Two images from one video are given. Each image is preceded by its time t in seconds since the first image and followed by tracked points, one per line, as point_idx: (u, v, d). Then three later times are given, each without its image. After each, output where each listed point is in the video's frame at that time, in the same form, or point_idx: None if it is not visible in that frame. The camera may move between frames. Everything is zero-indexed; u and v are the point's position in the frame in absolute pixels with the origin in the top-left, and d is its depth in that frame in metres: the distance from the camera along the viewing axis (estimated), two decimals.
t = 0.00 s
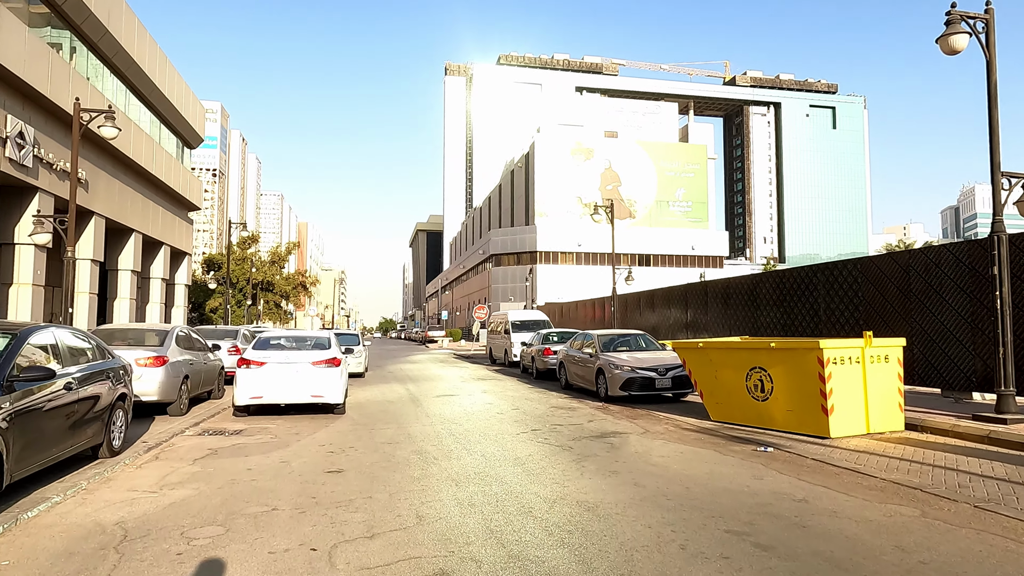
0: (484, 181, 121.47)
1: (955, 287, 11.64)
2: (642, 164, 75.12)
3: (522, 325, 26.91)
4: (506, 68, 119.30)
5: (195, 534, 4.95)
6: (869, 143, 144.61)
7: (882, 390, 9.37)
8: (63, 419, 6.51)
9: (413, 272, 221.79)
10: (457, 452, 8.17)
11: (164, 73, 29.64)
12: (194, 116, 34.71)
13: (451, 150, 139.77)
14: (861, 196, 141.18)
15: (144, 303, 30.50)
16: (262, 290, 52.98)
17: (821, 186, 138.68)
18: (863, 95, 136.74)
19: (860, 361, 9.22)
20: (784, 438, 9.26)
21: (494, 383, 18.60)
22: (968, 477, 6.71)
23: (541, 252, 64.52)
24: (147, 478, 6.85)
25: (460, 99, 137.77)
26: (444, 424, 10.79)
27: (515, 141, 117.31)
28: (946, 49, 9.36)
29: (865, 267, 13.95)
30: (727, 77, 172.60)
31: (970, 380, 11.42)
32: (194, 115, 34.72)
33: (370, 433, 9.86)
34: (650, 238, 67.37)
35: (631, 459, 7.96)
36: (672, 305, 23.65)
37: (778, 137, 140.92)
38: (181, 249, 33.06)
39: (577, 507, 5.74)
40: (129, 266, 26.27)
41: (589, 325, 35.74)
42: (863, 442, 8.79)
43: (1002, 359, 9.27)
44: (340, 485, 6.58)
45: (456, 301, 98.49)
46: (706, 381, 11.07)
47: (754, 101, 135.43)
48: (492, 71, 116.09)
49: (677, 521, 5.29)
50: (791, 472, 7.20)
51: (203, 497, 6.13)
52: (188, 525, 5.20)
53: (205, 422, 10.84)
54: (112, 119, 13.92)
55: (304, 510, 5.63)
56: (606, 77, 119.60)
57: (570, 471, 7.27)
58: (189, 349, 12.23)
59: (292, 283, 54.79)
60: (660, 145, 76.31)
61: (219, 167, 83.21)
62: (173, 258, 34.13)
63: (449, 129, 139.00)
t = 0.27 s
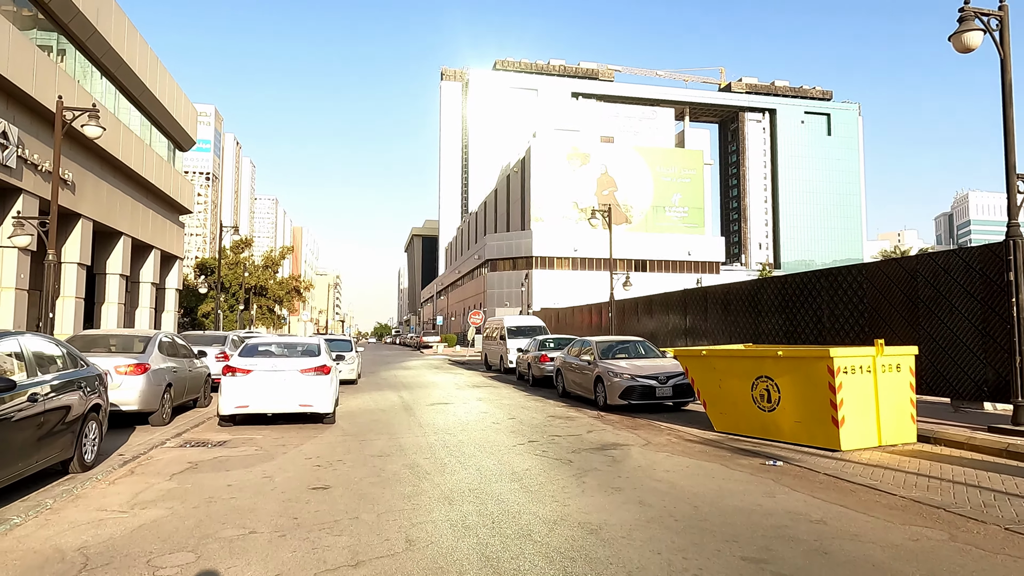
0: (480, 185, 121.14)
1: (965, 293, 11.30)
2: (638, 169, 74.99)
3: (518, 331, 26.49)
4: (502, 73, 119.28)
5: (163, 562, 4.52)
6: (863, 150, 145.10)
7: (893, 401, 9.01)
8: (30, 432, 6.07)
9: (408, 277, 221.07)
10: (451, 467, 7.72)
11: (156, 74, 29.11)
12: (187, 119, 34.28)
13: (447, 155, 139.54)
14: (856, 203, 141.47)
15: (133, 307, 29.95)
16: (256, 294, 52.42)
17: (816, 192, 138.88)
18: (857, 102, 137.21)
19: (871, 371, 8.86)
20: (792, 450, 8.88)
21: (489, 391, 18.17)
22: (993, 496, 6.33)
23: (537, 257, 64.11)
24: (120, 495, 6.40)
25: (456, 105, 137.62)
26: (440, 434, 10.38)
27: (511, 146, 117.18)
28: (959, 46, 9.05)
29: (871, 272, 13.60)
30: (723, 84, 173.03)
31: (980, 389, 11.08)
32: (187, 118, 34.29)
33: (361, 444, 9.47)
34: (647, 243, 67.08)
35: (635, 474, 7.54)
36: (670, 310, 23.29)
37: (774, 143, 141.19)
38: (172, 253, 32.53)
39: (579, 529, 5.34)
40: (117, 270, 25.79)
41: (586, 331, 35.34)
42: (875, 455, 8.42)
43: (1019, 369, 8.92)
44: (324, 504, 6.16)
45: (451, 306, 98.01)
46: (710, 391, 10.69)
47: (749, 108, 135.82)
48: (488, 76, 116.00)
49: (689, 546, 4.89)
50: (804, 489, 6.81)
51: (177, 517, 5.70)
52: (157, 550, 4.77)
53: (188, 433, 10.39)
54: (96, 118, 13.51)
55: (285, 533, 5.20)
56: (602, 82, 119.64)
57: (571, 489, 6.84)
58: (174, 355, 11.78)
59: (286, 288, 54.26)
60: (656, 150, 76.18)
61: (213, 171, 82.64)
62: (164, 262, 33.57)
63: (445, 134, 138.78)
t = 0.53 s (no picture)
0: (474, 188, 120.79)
1: (974, 295, 11.01)
2: (633, 172, 74.85)
3: (513, 334, 26.11)
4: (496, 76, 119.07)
5: None
6: (856, 154, 145.51)
7: (905, 407, 8.67)
8: None
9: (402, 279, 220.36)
10: (446, 478, 7.31)
11: (145, 72, 28.53)
12: (177, 119, 33.82)
13: (441, 157, 139.21)
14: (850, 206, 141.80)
15: (121, 309, 29.41)
16: (247, 296, 51.91)
17: (810, 195, 139.16)
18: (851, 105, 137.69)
19: (882, 376, 8.53)
20: (800, 459, 8.52)
21: (483, 395, 17.76)
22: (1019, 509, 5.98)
23: (532, 259, 63.77)
24: (89, 510, 5.96)
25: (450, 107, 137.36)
26: (433, 442, 9.97)
27: (505, 149, 116.90)
28: (972, 40, 8.74)
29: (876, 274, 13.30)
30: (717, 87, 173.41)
31: (990, 394, 10.75)
32: (177, 118, 33.82)
33: (351, 453, 9.05)
34: (642, 245, 66.82)
35: (639, 485, 7.16)
36: (668, 313, 22.96)
37: (767, 146, 141.49)
38: (161, 255, 31.99)
39: (582, 548, 4.95)
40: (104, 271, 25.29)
41: (581, 334, 35.01)
42: (888, 464, 8.08)
43: None
44: (309, 520, 5.74)
45: (445, 309, 97.57)
46: (713, 396, 10.34)
47: (743, 111, 136.05)
48: (482, 78, 115.76)
49: (704, 568, 4.51)
50: (818, 501, 6.44)
51: (149, 536, 5.27)
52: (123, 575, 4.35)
53: (170, 440, 9.97)
54: (77, 113, 13.09)
55: (264, 554, 4.79)
56: (597, 85, 119.62)
57: (573, 502, 6.45)
58: (156, 359, 11.36)
59: (278, 290, 53.76)
60: (651, 152, 76.07)
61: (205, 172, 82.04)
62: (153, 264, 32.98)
63: (440, 136, 138.49)
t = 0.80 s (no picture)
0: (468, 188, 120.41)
1: (985, 294, 10.71)
2: (628, 173, 74.68)
3: (507, 335, 25.74)
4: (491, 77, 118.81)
5: None
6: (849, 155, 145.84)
7: (918, 409, 8.34)
8: None
9: (396, 281, 219.65)
10: (441, 487, 6.93)
11: (133, 69, 27.96)
12: (167, 117, 33.29)
13: (435, 158, 138.83)
14: (843, 207, 142.14)
15: (109, 310, 28.89)
16: (239, 298, 51.40)
17: (803, 197, 139.42)
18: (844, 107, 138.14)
19: (895, 377, 8.20)
20: (811, 464, 8.18)
21: (479, 397, 17.38)
22: None
23: (526, 260, 63.40)
24: (56, 524, 5.54)
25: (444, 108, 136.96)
26: (428, 446, 9.58)
27: (499, 150, 116.57)
28: (986, 29, 8.43)
29: (881, 273, 12.99)
30: (712, 89, 173.77)
31: (1001, 396, 10.46)
32: (167, 116, 33.27)
33: (341, 459, 8.66)
34: (637, 246, 66.53)
35: (644, 493, 6.80)
36: (666, 314, 22.65)
37: (761, 148, 141.71)
38: (151, 255, 31.43)
39: (588, 565, 4.58)
40: (92, 271, 24.78)
41: (577, 334, 34.69)
42: (903, 469, 7.75)
43: None
44: (294, 533, 5.36)
45: (440, 310, 97.14)
46: (718, 399, 9.98)
47: (737, 112, 136.21)
48: (477, 79, 115.46)
49: None
50: (834, 510, 6.10)
51: (118, 554, 4.85)
52: None
53: (152, 445, 9.55)
54: (59, 105, 12.63)
55: (244, 573, 4.40)
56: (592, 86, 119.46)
57: (576, 512, 6.07)
58: (140, 360, 10.94)
59: (271, 291, 53.25)
60: (646, 153, 75.91)
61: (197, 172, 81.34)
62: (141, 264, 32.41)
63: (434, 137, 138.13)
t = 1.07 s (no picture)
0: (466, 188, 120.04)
1: (1000, 293, 10.41)
2: (626, 173, 74.41)
3: (506, 335, 25.39)
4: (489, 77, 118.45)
5: None
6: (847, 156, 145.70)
7: (936, 413, 8.01)
8: None
9: (394, 281, 219.22)
10: (438, 495, 6.57)
11: (127, 66, 27.59)
12: (163, 115, 32.91)
13: (433, 158, 138.46)
14: (841, 208, 142.09)
15: (102, 309, 28.48)
16: (236, 297, 50.97)
17: (802, 198, 139.27)
18: (842, 108, 138.07)
19: (912, 380, 7.87)
20: (825, 470, 7.84)
21: (477, 399, 17.04)
22: None
23: (525, 260, 63.06)
24: (27, 536, 5.18)
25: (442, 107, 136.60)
26: (425, 451, 9.24)
27: (497, 149, 116.25)
28: (1006, 18, 8.11)
29: (890, 273, 12.67)
30: (710, 90, 173.70)
31: (1017, 399, 10.16)
32: (163, 114, 32.90)
33: (334, 464, 8.30)
34: (636, 246, 66.22)
35: (652, 502, 6.45)
36: (667, 314, 22.31)
37: (759, 149, 141.57)
38: (144, 254, 31.04)
39: None
40: (83, 270, 24.41)
41: (576, 335, 34.35)
42: (922, 476, 7.41)
43: None
44: (282, 547, 5.00)
45: (437, 310, 96.73)
46: (726, 402, 9.64)
47: (735, 113, 136.00)
48: (475, 78, 115.16)
49: None
50: (855, 522, 5.75)
51: (89, 570, 4.49)
52: None
53: (138, 449, 9.18)
54: (45, 98, 12.27)
55: None
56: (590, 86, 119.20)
57: (582, 523, 5.71)
58: (127, 360, 10.57)
59: (267, 291, 52.82)
60: (645, 153, 75.65)
61: (193, 171, 80.82)
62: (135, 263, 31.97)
63: (432, 137, 137.76)
